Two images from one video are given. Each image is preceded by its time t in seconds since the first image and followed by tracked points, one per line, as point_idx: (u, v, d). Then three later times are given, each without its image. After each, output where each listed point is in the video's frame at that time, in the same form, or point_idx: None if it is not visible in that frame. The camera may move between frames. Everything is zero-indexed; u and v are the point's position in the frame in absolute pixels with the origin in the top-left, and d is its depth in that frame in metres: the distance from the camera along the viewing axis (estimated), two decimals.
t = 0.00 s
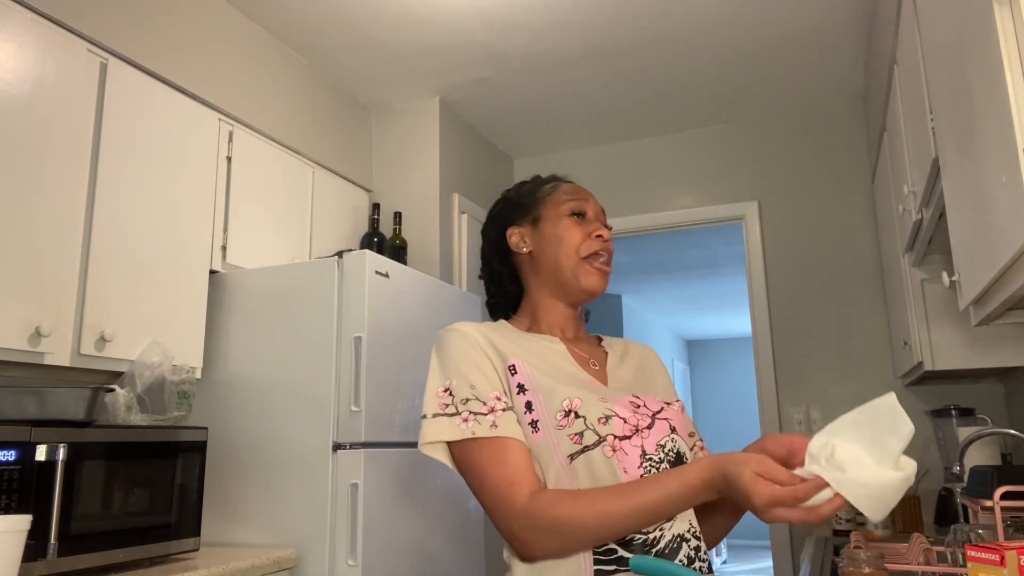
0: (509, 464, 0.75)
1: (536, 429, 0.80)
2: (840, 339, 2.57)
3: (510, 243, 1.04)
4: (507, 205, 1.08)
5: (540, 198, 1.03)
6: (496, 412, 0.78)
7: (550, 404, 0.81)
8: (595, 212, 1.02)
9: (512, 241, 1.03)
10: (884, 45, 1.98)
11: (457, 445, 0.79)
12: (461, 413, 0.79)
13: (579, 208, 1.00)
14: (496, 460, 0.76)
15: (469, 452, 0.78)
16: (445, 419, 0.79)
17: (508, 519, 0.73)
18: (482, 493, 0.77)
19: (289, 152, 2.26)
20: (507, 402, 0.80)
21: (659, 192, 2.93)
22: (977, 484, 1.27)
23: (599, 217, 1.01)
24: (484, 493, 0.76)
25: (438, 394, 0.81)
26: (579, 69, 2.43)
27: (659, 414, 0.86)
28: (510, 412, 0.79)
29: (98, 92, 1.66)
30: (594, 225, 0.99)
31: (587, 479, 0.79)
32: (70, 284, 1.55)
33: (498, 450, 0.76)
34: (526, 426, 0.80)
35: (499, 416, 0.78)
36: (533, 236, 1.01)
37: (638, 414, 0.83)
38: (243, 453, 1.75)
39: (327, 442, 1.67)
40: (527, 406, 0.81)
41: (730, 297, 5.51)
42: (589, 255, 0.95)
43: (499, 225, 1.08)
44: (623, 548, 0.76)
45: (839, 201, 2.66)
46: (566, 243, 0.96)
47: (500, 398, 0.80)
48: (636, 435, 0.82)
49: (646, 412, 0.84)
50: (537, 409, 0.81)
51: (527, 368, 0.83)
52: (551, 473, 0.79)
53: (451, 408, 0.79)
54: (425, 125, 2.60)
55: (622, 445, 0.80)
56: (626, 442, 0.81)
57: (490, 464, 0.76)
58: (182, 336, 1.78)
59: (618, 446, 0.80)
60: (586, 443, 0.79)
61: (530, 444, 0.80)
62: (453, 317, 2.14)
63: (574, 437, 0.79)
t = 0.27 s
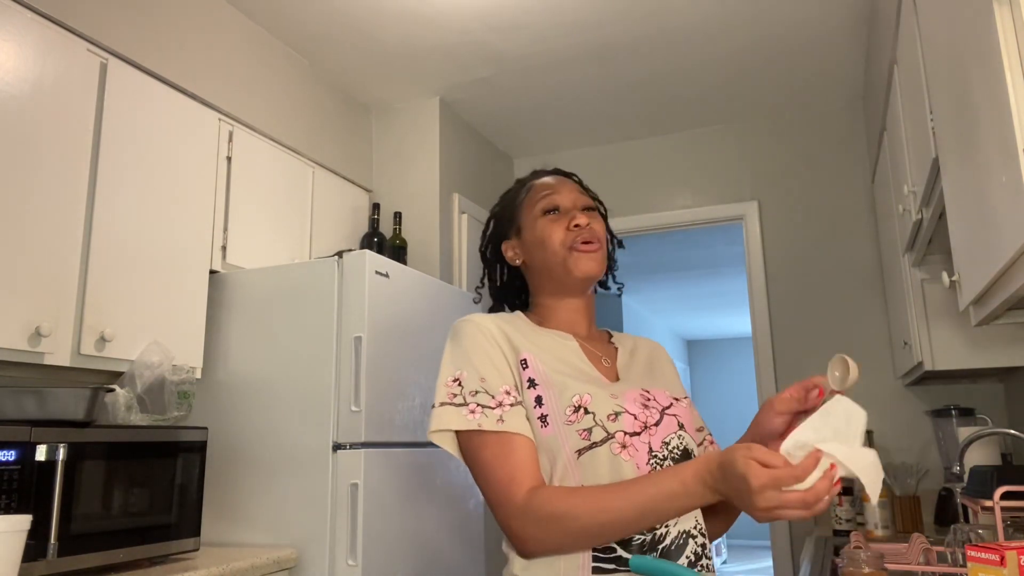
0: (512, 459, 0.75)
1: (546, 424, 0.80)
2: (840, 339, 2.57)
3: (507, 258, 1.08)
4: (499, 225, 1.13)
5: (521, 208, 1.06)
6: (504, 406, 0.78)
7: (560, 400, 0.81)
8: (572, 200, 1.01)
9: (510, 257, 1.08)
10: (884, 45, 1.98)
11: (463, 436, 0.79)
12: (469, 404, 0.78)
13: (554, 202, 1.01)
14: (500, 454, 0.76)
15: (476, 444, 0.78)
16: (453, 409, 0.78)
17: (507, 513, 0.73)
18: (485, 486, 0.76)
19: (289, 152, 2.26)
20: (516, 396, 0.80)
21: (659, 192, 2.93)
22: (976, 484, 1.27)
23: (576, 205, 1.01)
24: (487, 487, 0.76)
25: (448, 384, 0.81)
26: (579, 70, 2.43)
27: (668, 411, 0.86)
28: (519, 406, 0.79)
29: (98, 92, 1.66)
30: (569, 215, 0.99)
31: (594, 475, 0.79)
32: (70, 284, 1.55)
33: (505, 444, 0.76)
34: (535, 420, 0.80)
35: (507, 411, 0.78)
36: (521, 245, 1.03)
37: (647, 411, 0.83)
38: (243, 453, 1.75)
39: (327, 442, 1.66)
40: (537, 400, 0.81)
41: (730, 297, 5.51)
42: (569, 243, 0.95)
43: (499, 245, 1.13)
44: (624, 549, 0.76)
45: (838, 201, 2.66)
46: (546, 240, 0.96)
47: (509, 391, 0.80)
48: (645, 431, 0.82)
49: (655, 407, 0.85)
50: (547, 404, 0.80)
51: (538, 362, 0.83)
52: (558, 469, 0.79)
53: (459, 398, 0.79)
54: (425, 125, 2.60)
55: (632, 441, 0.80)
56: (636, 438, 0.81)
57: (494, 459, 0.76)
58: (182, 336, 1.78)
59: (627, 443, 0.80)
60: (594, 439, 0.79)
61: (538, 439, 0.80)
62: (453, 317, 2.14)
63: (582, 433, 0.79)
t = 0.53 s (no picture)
0: (504, 456, 0.76)
1: (540, 423, 0.80)
2: (840, 339, 2.57)
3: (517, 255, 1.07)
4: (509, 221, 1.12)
5: (526, 203, 1.05)
6: (499, 404, 0.78)
7: (556, 399, 0.80)
8: (573, 194, 1.00)
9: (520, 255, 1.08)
10: (884, 45, 1.98)
11: (458, 431, 0.79)
12: (464, 400, 0.79)
13: (555, 197, 1.00)
14: (493, 451, 0.76)
15: (469, 440, 0.78)
16: (448, 403, 0.79)
17: (495, 510, 0.74)
18: (477, 482, 0.77)
19: (289, 152, 2.26)
20: (512, 394, 0.80)
21: (659, 192, 2.93)
22: (976, 484, 1.27)
23: (578, 198, 0.99)
24: (478, 484, 0.77)
25: (445, 378, 0.81)
26: (579, 70, 2.43)
27: (668, 414, 0.84)
28: (514, 405, 0.79)
29: (98, 92, 1.66)
30: (570, 210, 0.97)
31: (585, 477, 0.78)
32: (70, 284, 1.55)
33: (498, 442, 0.77)
34: (530, 418, 0.80)
35: (501, 409, 0.78)
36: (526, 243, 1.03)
37: (643, 414, 0.82)
38: (243, 453, 1.75)
39: (327, 442, 1.67)
40: (533, 399, 0.80)
41: (730, 297, 5.51)
42: (569, 238, 0.93)
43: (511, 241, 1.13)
44: (611, 553, 0.76)
45: (838, 201, 2.66)
46: (547, 237, 0.95)
47: (505, 389, 0.80)
48: (641, 434, 0.81)
49: (654, 410, 0.83)
50: (543, 402, 0.80)
51: (535, 360, 0.83)
52: (548, 469, 0.80)
53: (455, 393, 0.79)
54: (425, 125, 2.60)
55: (626, 445, 0.79)
56: (630, 441, 0.80)
57: (487, 457, 0.76)
58: (182, 336, 1.78)
59: (620, 446, 0.79)
60: (586, 442, 0.79)
61: (532, 437, 0.80)
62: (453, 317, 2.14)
63: (574, 435, 0.79)
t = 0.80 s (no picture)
0: (494, 457, 0.76)
1: (534, 428, 0.80)
2: (840, 339, 2.57)
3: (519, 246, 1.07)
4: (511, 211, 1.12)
5: (529, 192, 1.05)
6: (492, 406, 0.78)
7: (551, 405, 0.80)
8: (577, 182, 1.01)
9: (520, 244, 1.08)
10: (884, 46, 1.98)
11: (450, 433, 0.80)
12: (456, 401, 0.79)
13: (558, 186, 1.01)
14: (484, 454, 0.77)
15: (461, 440, 0.79)
16: (441, 404, 0.79)
17: (483, 512, 0.74)
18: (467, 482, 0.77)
19: (289, 152, 2.26)
20: (506, 396, 0.80)
21: (659, 192, 2.93)
22: (976, 485, 1.27)
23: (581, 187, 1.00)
24: (468, 484, 0.77)
25: (440, 377, 0.82)
26: (580, 70, 2.43)
27: (667, 422, 0.83)
28: (507, 408, 0.79)
29: (98, 92, 1.66)
30: (573, 198, 0.98)
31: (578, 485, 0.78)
32: (70, 284, 1.55)
33: (489, 444, 0.77)
34: (524, 422, 0.80)
35: (494, 412, 0.78)
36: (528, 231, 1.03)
37: (640, 423, 0.81)
38: (243, 453, 1.75)
39: (327, 442, 1.67)
40: (528, 402, 0.80)
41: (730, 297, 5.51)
42: (572, 224, 0.94)
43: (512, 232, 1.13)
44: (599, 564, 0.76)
45: (838, 201, 2.66)
46: (549, 223, 0.96)
47: (498, 391, 0.80)
48: (637, 443, 0.80)
49: (653, 418, 0.82)
50: (538, 407, 0.80)
51: (532, 363, 0.82)
52: (541, 474, 0.79)
53: (449, 393, 0.80)
54: (425, 125, 2.60)
55: (620, 455, 0.79)
56: (625, 451, 0.79)
57: (477, 458, 0.77)
58: (182, 336, 1.78)
59: (614, 456, 0.79)
60: (579, 450, 0.78)
61: (526, 441, 0.80)
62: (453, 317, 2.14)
63: (568, 443, 0.79)
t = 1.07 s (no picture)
0: (486, 470, 0.76)
1: (526, 442, 0.79)
2: (840, 339, 2.57)
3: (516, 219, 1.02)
4: (507, 183, 1.06)
5: (541, 167, 1.01)
6: (483, 418, 0.78)
7: (543, 420, 0.79)
8: (600, 165, 0.98)
9: (518, 216, 1.02)
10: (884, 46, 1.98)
11: (440, 443, 0.79)
12: (448, 412, 0.78)
13: (580, 164, 0.97)
14: (476, 466, 0.76)
15: (453, 452, 0.78)
16: (431, 415, 0.79)
17: (477, 526, 0.74)
18: (460, 492, 0.77)
19: (289, 152, 2.26)
20: (497, 407, 0.79)
21: (659, 193, 2.93)
22: (976, 485, 1.27)
23: (604, 171, 0.97)
24: (461, 496, 0.77)
25: (430, 387, 0.81)
26: (580, 70, 2.43)
27: (661, 435, 0.82)
28: (499, 420, 0.78)
29: (98, 92, 1.66)
30: (599, 182, 0.95)
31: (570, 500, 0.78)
32: (70, 283, 1.55)
33: (480, 458, 0.77)
34: (516, 433, 0.80)
35: (486, 423, 0.77)
36: (537, 205, 0.99)
37: (634, 438, 0.80)
38: (243, 453, 1.76)
39: (327, 442, 1.66)
40: (520, 414, 0.80)
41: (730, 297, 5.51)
42: (599, 210, 0.91)
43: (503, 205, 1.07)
44: None
45: (838, 201, 2.66)
46: (574, 203, 0.92)
47: (490, 402, 0.79)
48: (630, 459, 0.80)
49: (646, 432, 0.82)
50: (530, 420, 0.79)
51: (524, 374, 0.81)
52: (532, 488, 0.80)
53: (440, 404, 0.79)
54: (425, 125, 2.60)
55: (613, 473, 0.79)
56: (618, 468, 0.79)
57: (469, 471, 0.77)
58: (182, 336, 1.78)
59: (607, 474, 0.79)
60: (571, 469, 0.78)
61: (517, 454, 0.80)
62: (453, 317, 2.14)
63: (560, 461, 0.78)
